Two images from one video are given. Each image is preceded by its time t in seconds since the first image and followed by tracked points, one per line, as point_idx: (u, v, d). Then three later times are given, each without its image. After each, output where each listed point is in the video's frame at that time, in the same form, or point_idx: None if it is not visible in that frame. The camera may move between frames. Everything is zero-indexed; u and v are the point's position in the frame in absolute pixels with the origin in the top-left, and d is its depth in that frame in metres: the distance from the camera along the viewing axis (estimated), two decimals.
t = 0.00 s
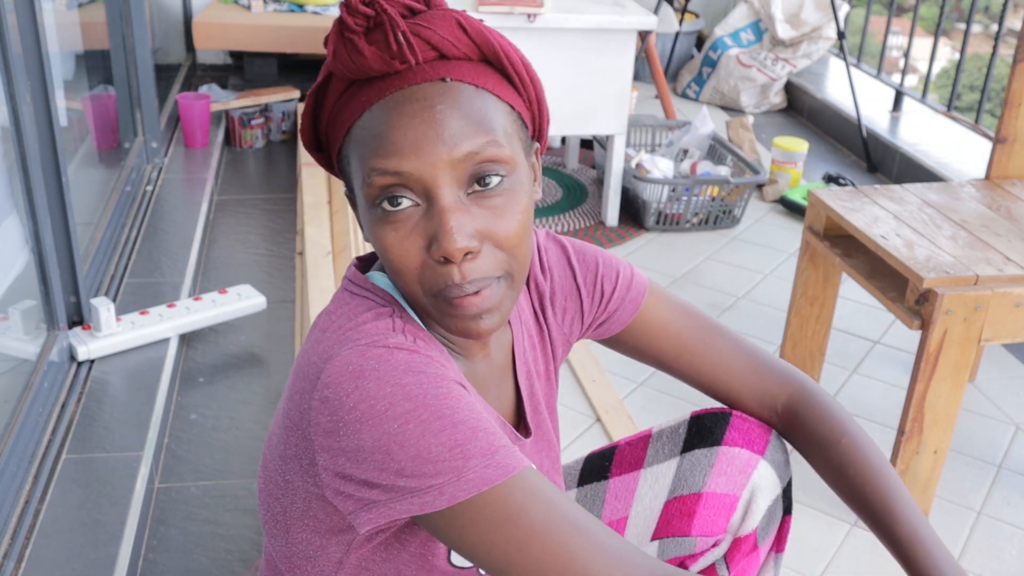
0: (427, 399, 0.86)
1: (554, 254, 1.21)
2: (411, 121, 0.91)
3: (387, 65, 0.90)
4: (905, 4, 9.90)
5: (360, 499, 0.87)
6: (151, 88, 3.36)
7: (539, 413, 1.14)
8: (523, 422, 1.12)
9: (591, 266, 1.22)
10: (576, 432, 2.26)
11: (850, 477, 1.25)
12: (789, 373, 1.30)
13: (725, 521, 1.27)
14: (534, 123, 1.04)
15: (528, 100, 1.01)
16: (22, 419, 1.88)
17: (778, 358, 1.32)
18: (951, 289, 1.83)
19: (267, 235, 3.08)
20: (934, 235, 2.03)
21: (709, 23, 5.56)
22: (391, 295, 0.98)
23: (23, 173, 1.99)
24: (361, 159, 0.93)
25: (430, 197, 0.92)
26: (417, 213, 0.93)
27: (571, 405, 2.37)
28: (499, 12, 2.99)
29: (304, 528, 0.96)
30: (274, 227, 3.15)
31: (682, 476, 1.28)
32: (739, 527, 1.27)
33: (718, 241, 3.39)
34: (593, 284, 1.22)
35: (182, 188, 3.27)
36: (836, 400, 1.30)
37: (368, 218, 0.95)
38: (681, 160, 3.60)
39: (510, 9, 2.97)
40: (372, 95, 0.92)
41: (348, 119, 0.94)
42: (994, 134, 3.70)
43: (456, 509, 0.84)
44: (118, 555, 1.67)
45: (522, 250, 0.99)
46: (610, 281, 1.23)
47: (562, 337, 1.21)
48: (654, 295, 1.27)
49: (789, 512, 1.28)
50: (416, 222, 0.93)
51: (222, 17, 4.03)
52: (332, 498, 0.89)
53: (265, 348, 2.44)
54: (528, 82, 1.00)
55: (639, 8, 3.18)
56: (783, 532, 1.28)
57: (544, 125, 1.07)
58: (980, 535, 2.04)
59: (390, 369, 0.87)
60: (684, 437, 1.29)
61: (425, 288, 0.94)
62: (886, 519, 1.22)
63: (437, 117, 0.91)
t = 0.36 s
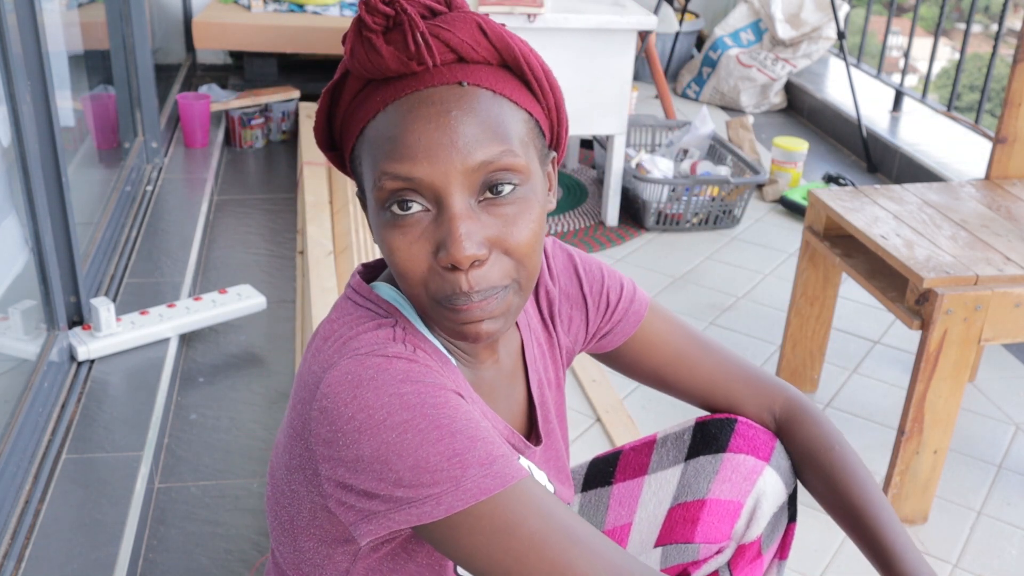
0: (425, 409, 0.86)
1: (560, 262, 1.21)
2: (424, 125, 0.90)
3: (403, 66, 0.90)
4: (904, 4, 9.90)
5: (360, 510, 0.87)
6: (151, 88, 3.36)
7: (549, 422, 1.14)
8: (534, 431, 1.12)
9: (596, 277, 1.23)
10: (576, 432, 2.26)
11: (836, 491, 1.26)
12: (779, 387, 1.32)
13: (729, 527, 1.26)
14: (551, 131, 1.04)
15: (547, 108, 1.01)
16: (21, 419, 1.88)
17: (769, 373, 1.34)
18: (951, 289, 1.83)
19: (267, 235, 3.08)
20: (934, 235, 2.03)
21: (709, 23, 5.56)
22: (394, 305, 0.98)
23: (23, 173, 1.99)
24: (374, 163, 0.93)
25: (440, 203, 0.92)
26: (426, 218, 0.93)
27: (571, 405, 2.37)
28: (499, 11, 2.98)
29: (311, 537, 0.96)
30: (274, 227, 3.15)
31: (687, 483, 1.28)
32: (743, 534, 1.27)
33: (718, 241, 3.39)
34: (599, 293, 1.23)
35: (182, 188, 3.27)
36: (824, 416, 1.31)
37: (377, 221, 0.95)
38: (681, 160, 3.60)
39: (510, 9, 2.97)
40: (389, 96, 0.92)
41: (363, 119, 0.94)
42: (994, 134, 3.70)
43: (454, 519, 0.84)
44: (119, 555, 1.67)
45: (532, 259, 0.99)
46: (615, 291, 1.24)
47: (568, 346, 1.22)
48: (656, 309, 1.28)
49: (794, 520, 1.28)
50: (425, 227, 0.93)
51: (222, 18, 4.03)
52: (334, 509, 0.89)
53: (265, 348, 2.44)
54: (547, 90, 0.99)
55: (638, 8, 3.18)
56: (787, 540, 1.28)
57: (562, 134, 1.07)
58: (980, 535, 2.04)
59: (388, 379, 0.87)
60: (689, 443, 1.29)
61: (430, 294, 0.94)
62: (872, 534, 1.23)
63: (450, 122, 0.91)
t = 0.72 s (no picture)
0: (406, 407, 0.86)
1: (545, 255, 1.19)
2: (456, 125, 0.89)
3: (427, 65, 0.87)
4: (905, 5, 9.91)
5: (345, 512, 0.87)
6: (151, 88, 3.36)
7: (534, 417, 1.15)
8: (518, 427, 1.14)
9: (578, 269, 1.21)
10: (576, 432, 2.26)
11: (825, 487, 1.25)
12: (774, 379, 1.31)
13: (728, 527, 1.26)
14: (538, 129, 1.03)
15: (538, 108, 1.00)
16: (22, 420, 1.88)
17: (762, 363, 1.33)
18: (951, 289, 1.83)
19: (267, 235, 3.08)
20: (934, 235, 2.03)
21: (709, 23, 5.57)
22: (373, 306, 0.98)
23: (23, 173, 1.99)
24: (398, 166, 0.89)
25: (473, 205, 0.90)
26: (459, 221, 0.91)
27: (571, 405, 2.37)
28: (499, 12, 2.98)
29: (301, 540, 0.96)
30: (274, 227, 3.15)
31: (685, 482, 1.27)
32: (742, 533, 1.27)
33: (718, 241, 3.39)
34: (581, 287, 1.21)
35: (182, 188, 3.27)
36: (820, 411, 1.31)
37: (399, 228, 0.91)
38: (681, 160, 3.61)
39: (510, 9, 2.97)
40: (409, 96, 0.88)
41: (378, 123, 0.90)
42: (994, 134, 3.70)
43: (438, 518, 0.85)
44: (119, 555, 1.67)
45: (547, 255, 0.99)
46: (598, 283, 1.22)
47: (551, 340, 1.21)
48: (642, 301, 1.27)
49: (793, 518, 1.29)
50: (458, 230, 0.91)
51: (222, 17, 4.03)
52: (320, 512, 0.89)
53: (265, 348, 2.44)
54: (542, 89, 0.99)
55: (639, 8, 3.18)
56: (786, 538, 1.29)
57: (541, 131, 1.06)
58: (979, 535, 2.04)
59: (368, 377, 0.87)
60: (687, 443, 1.29)
61: (464, 296, 0.92)
62: (859, 532, 1.22)
63: (481, 122, 0.89)
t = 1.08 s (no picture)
0: (406, 415, 0.86)
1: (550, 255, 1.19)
2: (466, 133, 0.88)
3: (437, 71, 0.87)
4: (904, 5, 9.90)
5: (344, 521, 0.87)
6: (151, 88, 3.36)
7: (538, 417, 1.15)
8: (523, 426, 1.14)
9: (581, 268, 1.21)
10: (576, 432, 2.26)
11: (825, 491, 1.25)
12: (776, 383, 1.30)
13: (728, 531, 1.27)
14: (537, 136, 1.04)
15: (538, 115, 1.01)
16: (22, 419, 1.88)
17: (764, 366, 1.33)
18: (951, 289, 1.83)
19: (267, 235, 3.08)
20: (934, 235, 2.03)
21: (709, 23, 5.57)
22: (373, 310, 0.98)
23: (23, 173, 1.99)
24: (407, 175, 0.89)
25: (483, 214, 0.90)
26: (469, 230, 0.90)
27: (571, 405, 2.37)
28: (500, 11, 2.98)
29: (303, 545, 0.97)
30: (274, 227, 3.15)
31: (685, 487, 1.28)
32: (741, 537, 1.27)
33: (718, 242, 3.39)
34: (584, 286, 1.21)
35: (182, 187, 3.27)
36: (822, 415, 1.31)
37: (407, 237, 0.90)
38: (681, 160, 3.61)
39: (510, 9, 2.97)
40: (419, 101, 0.88)
41: (387, 130, 0.89)
42: (994, 134, 3.70)
43: (438, 528, 0.85)
44: (119, 555, 1.67)
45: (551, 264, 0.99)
46: (601, 284, 1.22)
47: (553, 339, 1.21)
48: (644, 301, 1.27)
49: (793, 523, 1.29)
50: (467, 240, 0.90)
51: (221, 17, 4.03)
52: (321, 519, 0.89)
53: (265, 348, 2.44)
54: (542, 96, 1.00)
55: (639, 8, 3.18)
56: (787, 543, 1.29)
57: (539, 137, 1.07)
58: (979, 535, 2.04)
59: (368, 384, 0.87)
60: (687, 447, 1.29)
61: (473, 306, 0.92)
62: (859, 536, 1.22)
63: (491, 130, 0.89)
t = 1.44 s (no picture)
0: (398, 414, 0.86)
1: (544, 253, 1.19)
2: (468, 139, 0.88)
3: (437, 76, 0.87)
4: (904, 5, 9.91)
5: (338, 519, 0.87)
6: (151, 88, 3.36)
7: (533, 416, 1.15)
8: (518, 426, 1.14)
9: (576, 268, 1.21)
10: (576, 432, 2.26)
11: (820, 484, 1.25)
12: (773, 377, 1.30)
13: (728, 526, 1.27)
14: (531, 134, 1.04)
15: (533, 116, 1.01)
16: (22, 419, 1.88)
17: (762, 363, 1.33)
18: (951, 289, 1.83)
19: (267, 235, 3.08)
20: (934, 235, 2.03)
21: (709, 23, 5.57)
22: (366, 308, 0.98)
23: (23, 173, 1.99)
24: (408, 181, 0.89)
25: (483, 219, 0.90)
26: (469, 236, 0.91)
27: (572, 405, 2.37)
28: (500, 11, 2.98)
29: (298, 545, 0.96)
30: (274, 227, 3.15)
31: (685, 482, 1.27)
32: (741, 531, 1.28)
33: (718, 242, 3.39)
34: (578, 286, 1.21)
35: (182, 188, 3.27)
36: (819, 409, 1.30)
37: (408, 243, 0.91)
38: (681, 160, 3.61)
39: (510, 9, 2.97)
40: (419, 107, 0.87)
41: (388, 136, 0.88)
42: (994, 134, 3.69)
43: (429, 526, 0.85)
44: (119, 555, 1.67)
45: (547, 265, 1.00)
46: (596, 283, 1.22)
47: (548, 338, 1.21)
48: (638, 300, 1.26)
49: (793, 517, 1.30)
50: (468, 245, 0.91)
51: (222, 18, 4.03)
52: (314, 518, 0.89)
53: (265, 348, 2.44)
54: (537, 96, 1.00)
55: (639, 8, 3.18)
56: (786, 538, 1.30)
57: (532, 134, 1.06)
58: (980, 535, 2.04)
59: (361, 382, 0.87)
60: (686, 442, 1.29)
61: (473, 310, 0.93)
62: (855, 531, 1.22)
63: (492, 135, 0.89)
